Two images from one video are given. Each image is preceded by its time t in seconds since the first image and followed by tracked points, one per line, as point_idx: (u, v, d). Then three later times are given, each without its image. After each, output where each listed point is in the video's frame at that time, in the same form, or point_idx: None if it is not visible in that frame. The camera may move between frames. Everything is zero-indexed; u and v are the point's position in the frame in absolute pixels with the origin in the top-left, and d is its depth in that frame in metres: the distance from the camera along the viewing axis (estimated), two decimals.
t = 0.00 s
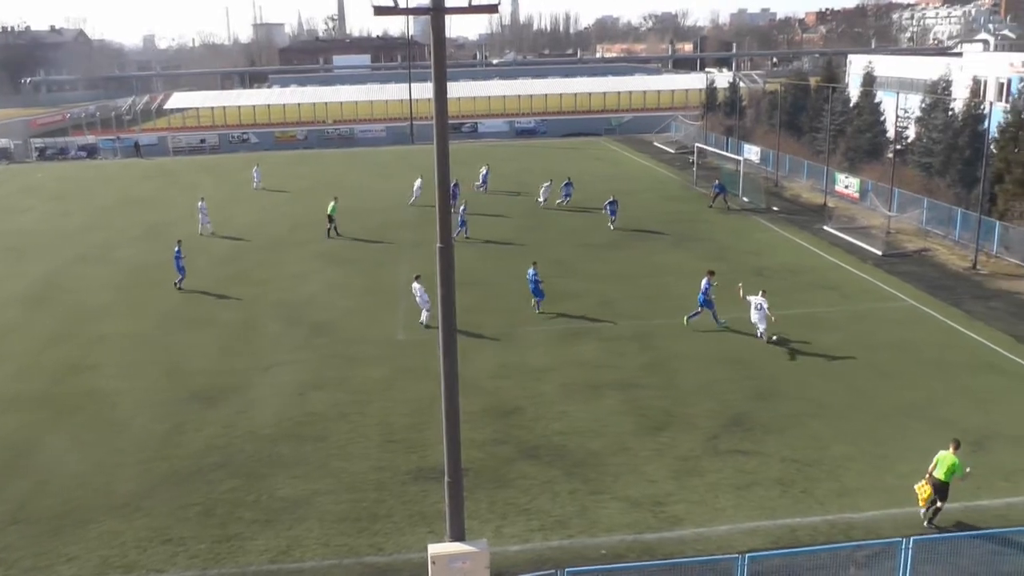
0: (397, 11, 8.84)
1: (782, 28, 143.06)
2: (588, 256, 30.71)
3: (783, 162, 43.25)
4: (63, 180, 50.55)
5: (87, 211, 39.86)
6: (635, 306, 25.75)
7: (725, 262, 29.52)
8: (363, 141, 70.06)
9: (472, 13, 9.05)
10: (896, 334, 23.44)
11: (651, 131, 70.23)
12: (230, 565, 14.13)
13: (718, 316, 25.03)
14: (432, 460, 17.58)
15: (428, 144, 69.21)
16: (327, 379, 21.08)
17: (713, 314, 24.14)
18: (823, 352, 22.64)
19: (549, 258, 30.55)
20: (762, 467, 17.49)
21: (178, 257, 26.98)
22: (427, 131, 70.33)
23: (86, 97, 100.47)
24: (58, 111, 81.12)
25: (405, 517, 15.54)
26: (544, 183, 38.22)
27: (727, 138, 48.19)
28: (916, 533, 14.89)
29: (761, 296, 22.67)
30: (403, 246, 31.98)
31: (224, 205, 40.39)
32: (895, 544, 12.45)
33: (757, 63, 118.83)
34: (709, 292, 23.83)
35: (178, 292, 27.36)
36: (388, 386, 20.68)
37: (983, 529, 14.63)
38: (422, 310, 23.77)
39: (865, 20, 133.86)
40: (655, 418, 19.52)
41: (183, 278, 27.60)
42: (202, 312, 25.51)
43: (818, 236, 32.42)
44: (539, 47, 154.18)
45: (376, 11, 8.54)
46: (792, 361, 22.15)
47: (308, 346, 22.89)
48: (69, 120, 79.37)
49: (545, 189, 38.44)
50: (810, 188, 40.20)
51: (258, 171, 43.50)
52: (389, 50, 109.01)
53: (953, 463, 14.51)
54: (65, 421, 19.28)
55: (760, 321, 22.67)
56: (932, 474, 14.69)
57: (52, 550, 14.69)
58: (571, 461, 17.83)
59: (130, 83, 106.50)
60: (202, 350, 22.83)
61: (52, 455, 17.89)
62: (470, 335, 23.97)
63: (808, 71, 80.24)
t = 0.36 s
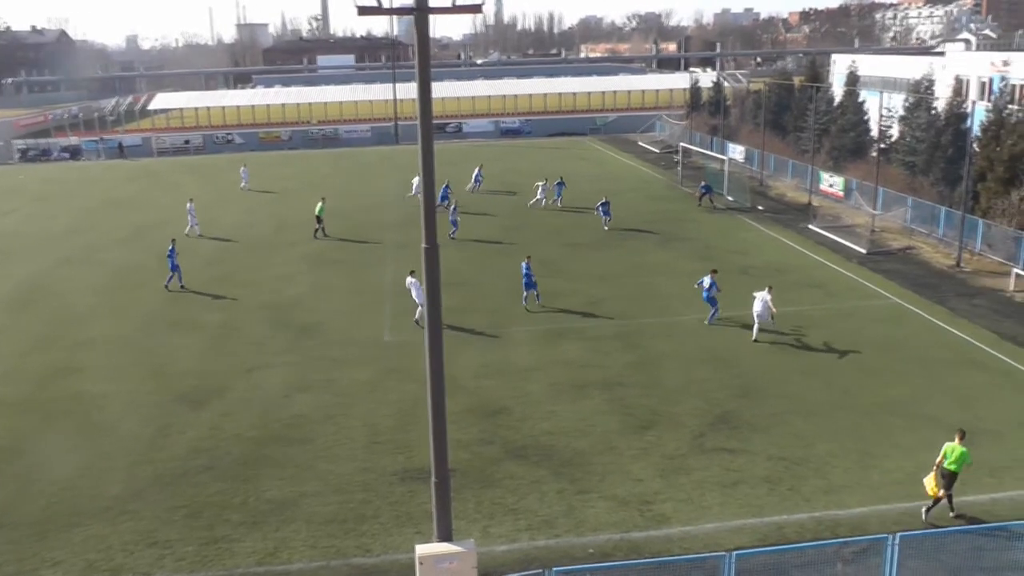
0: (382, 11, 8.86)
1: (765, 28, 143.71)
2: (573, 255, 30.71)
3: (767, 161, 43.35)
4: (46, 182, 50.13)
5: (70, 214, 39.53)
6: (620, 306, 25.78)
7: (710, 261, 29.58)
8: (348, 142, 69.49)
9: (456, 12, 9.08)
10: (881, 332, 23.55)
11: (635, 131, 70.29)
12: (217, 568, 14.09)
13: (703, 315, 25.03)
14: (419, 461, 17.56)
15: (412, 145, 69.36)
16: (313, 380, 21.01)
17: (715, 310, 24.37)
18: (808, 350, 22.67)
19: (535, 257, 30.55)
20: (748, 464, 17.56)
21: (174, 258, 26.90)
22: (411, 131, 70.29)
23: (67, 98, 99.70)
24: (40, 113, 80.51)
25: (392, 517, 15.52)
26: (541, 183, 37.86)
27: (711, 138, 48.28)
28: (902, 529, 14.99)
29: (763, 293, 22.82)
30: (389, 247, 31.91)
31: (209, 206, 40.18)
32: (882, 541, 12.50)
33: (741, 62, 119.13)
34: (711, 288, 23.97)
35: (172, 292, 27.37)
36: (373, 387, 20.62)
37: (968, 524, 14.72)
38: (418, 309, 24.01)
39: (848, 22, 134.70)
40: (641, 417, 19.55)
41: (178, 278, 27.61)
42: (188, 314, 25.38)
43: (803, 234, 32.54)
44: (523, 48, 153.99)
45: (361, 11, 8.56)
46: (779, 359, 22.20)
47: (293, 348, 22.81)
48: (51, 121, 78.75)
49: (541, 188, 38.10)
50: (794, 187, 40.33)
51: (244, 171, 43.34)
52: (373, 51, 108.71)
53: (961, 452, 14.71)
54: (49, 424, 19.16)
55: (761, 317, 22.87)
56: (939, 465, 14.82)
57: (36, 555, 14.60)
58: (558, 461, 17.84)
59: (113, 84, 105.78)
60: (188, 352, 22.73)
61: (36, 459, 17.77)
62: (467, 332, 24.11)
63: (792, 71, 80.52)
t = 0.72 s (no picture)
0: (370, 13, 8.86)
1: (755, 29, 144.04)
2: (564, 256, 30.72)
3: (758, 162, 43.43)
4: (34, 185, 49.93)
5: (59, 217, 39.36)
6: (610, 306, 25.78)
7: (701, 261, 29.61)
8: (338, 143, 69.46)
9: (445, 15, 9.08)
10: (871, 331, 23.60)
11: (625, 132, 70.32)
12: (209, 571, 14.05)
13: (693, 314, 25.04)
14: (411, 463, 17.54)
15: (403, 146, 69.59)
16: (304, 383, 20.94)
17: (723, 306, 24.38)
18: (800, 350, 22.68)
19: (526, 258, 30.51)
20: (740, 464, 17.59)
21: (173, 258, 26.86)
22: (402, 132, 70.15)
23: (55, 100, 99.34)
24: (28, 115, 80.18)
25: (384, 520, 15.50)
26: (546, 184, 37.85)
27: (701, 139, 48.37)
28: (894, 528, 15.03)
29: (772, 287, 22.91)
30: (379, 249, 31.84)
31: (198, 209, 40.04)
32: (875, 540, 12.50)
33: (731, 63, 119.17)
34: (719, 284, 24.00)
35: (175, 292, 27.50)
36: (364, 388, 20.57)
37: (960, 522, 14.77)
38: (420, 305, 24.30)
39: (838, 23, 135.09)
40: (632, 417, 19.55)
41: (178, 280, 27.66)
42: (178, 317, 25.27)
43: (794, 235, 32.60)
44: (513, 50, 153.90)
45: (351, 13, 8.55)
46: (771, 359, 22.22)
47: (283, 350, 22.72)
48: (40, 124, 78.46)
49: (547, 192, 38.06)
50: (785, 187, 40.43)
51: (235, 173, 43.19)
52: (363, 52, 108.47)
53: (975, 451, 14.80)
54: (38, 429, 19.05)
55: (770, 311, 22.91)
56: (953, 463, 14.94)
57: (27, 560, 14.53)
58: (550, 462, 17.84)
59: (102, 85, 105.48)
60: (178, 355, 22.63)
61: (25, 464, 17.67)
62: (469, 331, 24.20)
63: (783, 72, 80.77)
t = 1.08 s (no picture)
0: (368, 15, 8.85)
1: (752, 31, 144.13)
2: (562, 259, 30.68)
3: (756, 164, 43.43)
4: (32, 189, 49.79)
5: (56, 220, 39.28)
6: (608, 309, 25.73)
7: (699, 264, 29.57)
8: (336, 146, 68.87)
9: (444, 17, 9.07)
10: (870, 334, 23.58)
11: (623, 135, 69.96)
12: None
13: (691, 316, 25.00)
14: (410, 466, 17.52)
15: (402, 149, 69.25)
16: (302, 386, 20.90)
17: (739, 305, 24.50)
18: (799, 352, 22.63)
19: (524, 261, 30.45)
20: (739, 467, 17.57)
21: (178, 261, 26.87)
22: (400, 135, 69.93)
23: (52, 103, 99.15)
24: (26, 119, 80.04)
25: (383, 523, 15.48)
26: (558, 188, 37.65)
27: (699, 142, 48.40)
28: (894, 531, 15.03)
29: (788, 287, 22.88)
30: (377, 252, 31.78)
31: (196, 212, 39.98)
32: (875, 542, 12.49)
33: (728, 66, 119.15)
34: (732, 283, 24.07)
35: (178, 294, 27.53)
36: (362, 391, 20.52)
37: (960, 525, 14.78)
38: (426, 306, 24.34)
39: (836, 25, 134.99)
40: (631, 420, 19.53)
41: (182, 281, 27.68)
42: (176, 321, 25.23)
43: (792, 237, 32.61)
44: (510, 53, 153.87)
45: (349, 16, 8.55)
46: (770, 360, 22.16)
47: (282, 354, 22.66)
48: (39, 127, 78.29)
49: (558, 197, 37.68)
50: (783, 189, 40.43)
51: (236, 178, 42.85)
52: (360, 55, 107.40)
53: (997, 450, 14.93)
54: (37, 433, 19.00)
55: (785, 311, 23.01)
56: (975, 462, 15.05)
57: (25, 565, 14.50)
58: (550, 465, 17.81)
59: (101, 89, 105.35)
60: (175, 359, 22.57)
61: (24, 468, 17.63)
62: (471, 331, 24.28)
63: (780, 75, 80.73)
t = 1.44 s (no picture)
0: (369, 18, 8.86)
1: (754, 31, 143.92)
2: (563, 261, 30.63)
3: (757, 164, 43.43)
4: (30, 190, 49.78)
5: (56, 221, 39.27)
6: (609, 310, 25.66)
7: (701, 265, 29.50)
8: (337, 147, 68.80)
9: (444, 20, 9.11)
10: (871, 335, 23.53)
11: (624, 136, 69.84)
12: None
13: (692, 317, 24.95)
14: (411, 467, 17.52)
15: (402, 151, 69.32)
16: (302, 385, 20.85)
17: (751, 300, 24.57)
18: (800, 353, 22.55)
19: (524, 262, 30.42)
20: (739, 467, 17.56)
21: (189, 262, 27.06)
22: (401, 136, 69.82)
23: (51, 105, 99.07)
24: (31, 120, 80.18)
25: (384, 524, 15.47)
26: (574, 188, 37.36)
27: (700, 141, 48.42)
28: (895, 532, 15.03)
29: (806, 284, 23.02)
30: (376, 254, 31.72)
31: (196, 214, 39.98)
32: (875, 543, 12.48)
33: (731, 65, 118.86)
34: (743, 278, 24.27)
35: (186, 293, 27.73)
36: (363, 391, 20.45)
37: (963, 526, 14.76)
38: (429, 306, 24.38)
39: (840, 25, 134.68)
40: (632, 421, 19.50)
41: (191, 280, 28.02)
42: (176, 323, 25.20)
43: (793, 238, 32.62)
44: (511, 53, 153.77)
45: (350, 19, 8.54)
46: (772, 360, 22.12)
47: (282, 355, 22.62)
48: (40, 127, 78.43)
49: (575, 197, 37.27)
50: (784, 189, 40.39)
51: (240, 179, 43.11)
52: (361, 56, 107.46)
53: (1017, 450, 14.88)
54: (38, 434, 19.00)
55: (801, 310, 23.02)
56: (999, 465, 15.04)
57: (26, 565, 14.50)
58: (550, 466, 17.81)
59: (100, 90, 105.23)
60: (175, 360, 22.55)
61: (26, 469, 17.64)
62: (475, 329, 24.41)
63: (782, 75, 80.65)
